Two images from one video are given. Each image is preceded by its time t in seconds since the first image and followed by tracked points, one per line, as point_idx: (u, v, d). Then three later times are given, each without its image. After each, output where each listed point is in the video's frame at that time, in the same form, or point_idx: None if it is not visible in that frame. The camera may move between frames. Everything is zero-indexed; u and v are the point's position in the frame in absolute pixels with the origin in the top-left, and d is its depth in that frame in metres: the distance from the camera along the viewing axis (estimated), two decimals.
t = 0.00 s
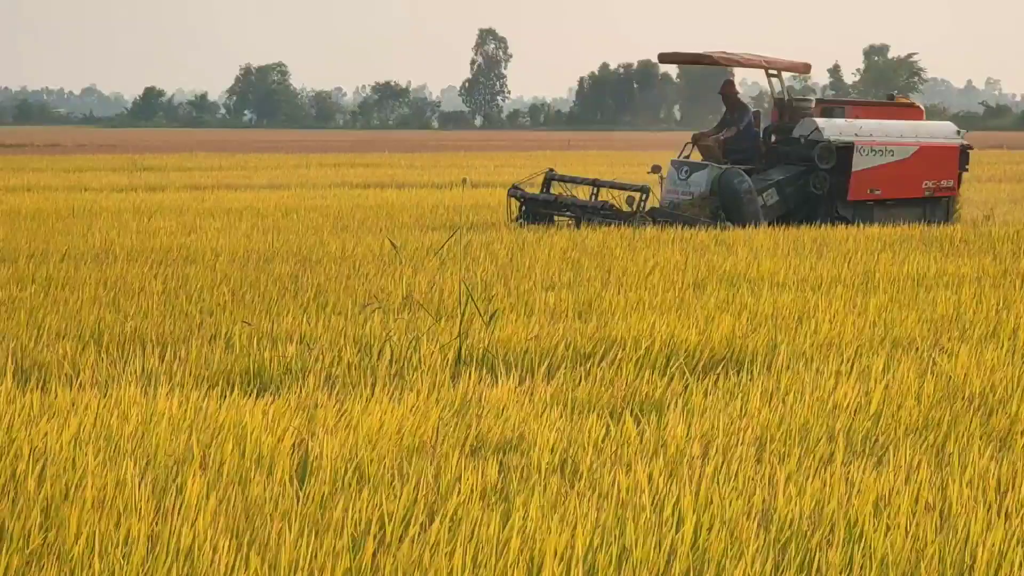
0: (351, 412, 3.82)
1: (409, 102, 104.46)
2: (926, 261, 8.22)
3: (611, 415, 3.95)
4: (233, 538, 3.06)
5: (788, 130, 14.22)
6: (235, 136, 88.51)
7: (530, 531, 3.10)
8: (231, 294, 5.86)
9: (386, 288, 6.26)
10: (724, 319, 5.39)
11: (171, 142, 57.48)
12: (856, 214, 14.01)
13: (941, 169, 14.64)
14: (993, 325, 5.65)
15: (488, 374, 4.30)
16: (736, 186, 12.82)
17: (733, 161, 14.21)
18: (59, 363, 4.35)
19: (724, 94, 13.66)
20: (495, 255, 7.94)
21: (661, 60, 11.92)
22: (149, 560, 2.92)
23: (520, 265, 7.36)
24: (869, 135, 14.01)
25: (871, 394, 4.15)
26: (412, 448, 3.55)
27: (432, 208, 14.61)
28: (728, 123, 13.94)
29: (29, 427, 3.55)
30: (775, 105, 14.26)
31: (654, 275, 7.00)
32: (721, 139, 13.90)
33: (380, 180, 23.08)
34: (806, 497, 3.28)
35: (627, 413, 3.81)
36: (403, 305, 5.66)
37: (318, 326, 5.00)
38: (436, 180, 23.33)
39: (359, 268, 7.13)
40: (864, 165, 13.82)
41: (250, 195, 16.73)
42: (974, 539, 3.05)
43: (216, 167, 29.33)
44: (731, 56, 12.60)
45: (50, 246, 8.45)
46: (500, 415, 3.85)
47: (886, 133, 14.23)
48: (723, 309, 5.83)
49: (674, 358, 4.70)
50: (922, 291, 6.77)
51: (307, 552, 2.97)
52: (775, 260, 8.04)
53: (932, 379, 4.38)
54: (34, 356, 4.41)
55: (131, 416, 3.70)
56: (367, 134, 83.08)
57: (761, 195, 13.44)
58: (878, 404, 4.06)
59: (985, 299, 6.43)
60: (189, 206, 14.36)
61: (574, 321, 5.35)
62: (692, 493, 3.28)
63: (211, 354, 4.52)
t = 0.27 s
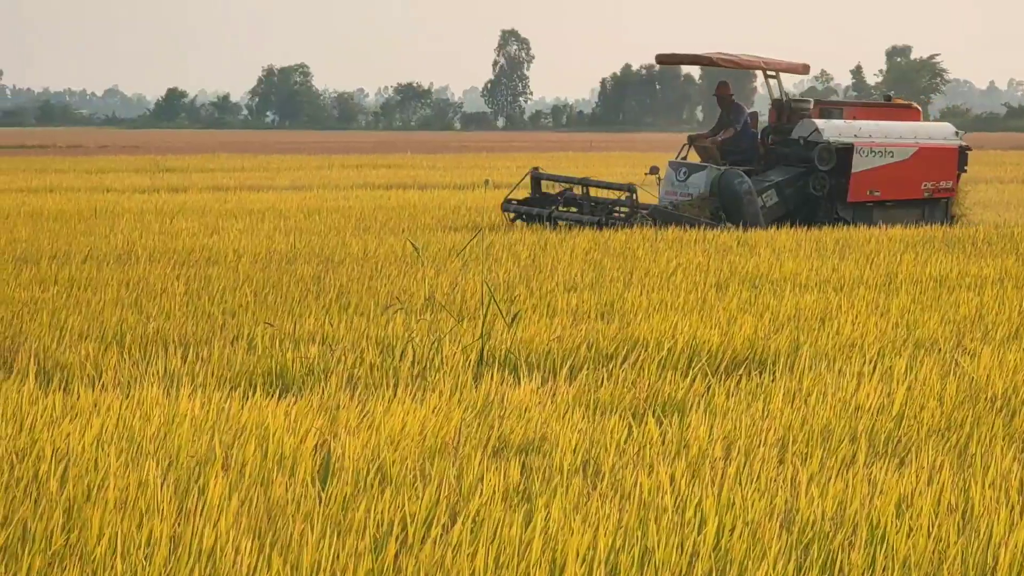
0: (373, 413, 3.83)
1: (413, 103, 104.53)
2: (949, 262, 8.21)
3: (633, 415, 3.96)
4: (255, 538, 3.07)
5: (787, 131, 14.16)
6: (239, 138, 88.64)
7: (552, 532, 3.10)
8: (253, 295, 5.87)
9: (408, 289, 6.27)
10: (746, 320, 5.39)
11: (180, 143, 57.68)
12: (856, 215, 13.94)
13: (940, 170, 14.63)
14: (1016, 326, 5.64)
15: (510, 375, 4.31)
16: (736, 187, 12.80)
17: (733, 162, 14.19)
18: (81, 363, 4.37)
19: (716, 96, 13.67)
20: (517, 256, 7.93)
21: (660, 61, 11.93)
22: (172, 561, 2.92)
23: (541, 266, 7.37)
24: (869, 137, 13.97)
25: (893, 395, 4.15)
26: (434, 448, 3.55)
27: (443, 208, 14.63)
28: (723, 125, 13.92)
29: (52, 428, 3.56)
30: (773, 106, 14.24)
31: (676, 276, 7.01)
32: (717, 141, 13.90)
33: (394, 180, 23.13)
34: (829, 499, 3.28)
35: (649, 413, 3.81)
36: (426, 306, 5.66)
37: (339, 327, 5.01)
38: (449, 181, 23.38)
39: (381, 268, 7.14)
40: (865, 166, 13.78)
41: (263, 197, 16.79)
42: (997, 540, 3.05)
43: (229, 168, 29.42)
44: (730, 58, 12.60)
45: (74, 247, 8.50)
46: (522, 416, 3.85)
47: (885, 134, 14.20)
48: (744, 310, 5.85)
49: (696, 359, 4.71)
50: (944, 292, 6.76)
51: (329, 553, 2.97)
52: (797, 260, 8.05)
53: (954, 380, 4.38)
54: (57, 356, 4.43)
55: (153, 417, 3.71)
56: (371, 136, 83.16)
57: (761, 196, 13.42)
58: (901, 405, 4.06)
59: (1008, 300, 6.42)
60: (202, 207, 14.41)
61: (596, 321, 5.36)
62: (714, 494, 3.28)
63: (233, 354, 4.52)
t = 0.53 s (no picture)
0: (394, 412, 3.83)
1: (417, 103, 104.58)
2: (970, 260, 8.21)
3: (654, 414, 3.96)
4: (277, 537, 3.06)
5: (783, 130, 14.16)
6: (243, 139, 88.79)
7: (573, 530, 3.10)
8: (274, 293, 5.87)
9: (429, 287, 6.28)
10: (767, 318, 5.40)
11: (188, 142, 57.82)
12: (853, 215, 13.97)
13: (936, 170, 14.69)
14: None
15: (531, 373, 4.31)
16: (736, 182, 12.76)
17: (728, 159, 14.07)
18: (102, 361, 4.38)
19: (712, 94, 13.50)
20: (538, 254, 7.92)
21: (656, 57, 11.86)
22: (193, 559, 2.92)
23: (562, 265, 7.36)
24: (866, 136, 14.02)
25: (914, 394, 4.15)
26: (456, 447, 3.55)
27: (452, 207, 14.66)
28: (719, 122, 13.71)
29: (73, 427, 3.57)
30: (768, 105, 14.16)
31: (696, 274, 7.03)
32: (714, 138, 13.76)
33: (407, 179, 23.19)
34: (850, 497, 3.28)
35: (670, 412, 3.81)
36: (447, 305, 5.67)
37: (361, 325, 5.02)
38: (461, 179, 23.42)
39: (403, 267, 7.15)
40: (862, 165, 13.77)
41: (274, 195, 16.84)
42: (1019, 539, 3.05)
43: (241, 166, 29.49)
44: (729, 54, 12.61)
45: (94, 245, 8.52)
46: (544, 414, 3.86)
47: (882, 133, 14.25)
48: (765, 308, 5.87)
49: (717, 357, 4.71)
50: (966, 290, 6.76)
51: (351, 552, 2.98)
52: (818, 259, 8.07)
53: (975, 379, 4.38)
54: (78, 355, 4.44)
55: (175, 415, 3.71)
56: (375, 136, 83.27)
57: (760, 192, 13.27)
58: (922, 404, 4.06)
59: None
60: (215, 205, 14.45)
61: (617, 319, 5.37)
62: (735, 492, 3.28)
63: (255, 353, 4.53)
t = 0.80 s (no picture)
0: (414, 409, 3.83)
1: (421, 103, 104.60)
2: (991, 258, 8.19)
3: (674, 412, 3.96)
4: (296, 535, 3.06)
5: (773, 127, 14.05)
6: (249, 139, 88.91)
7: (592, 529, 3.10)
8: (294, 291, 5.88)
9: (449, 285, 6.28)
10: (787, 317, 5.40)
11: (195, 141, 57.71)
12: (845, 212, 13.89)
13: (929, 169, 14.46)
14: None
15: (552, 371, 4.32)
16: (729, 178, 12.76)
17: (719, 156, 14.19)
18: (122, 359, 4.39)
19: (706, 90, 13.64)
20: (557, 253, 7.91)
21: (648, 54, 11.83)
22: (212, 557, 2.92)
23: (582, 263, 7.35)
24: (859, 133, 13.90)
25: (934, 392, 4.15)
26: (476, 445, 3.55)
27: (462, 206, 14.67)
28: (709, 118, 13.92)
29: (94, 424, 3.58)
30: (759, 103, 14.22)
31: (716, 272, 7.03)
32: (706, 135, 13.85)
33: (420, 177, 23.21)
34: (870, 496, 3.28)
35: (690, 410, 3.81)
36: (466, 303, 5.68)
37: (381, 323, 5.02)
38: (473, 177, 23.44)
39: (423, 265, 7.14)
40: (854, 163, 13.69)
41: (285, 194, 16.87)
42: None
43: (252, 164, 29.53)
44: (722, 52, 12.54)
45: (114, 243, 8.55)
46: (564, 412, 3.86)
47: (874, 130, 14.11)
48: (785, 306, 5.88)
49: (737, 355, 4.72)
50: (986, 288, 6.75)
51: (370, 550, 2.98)
52: (839, 257, 8.08)
53: (997, 377, 4.38)
54: (98, 352, 4.45)
55: (195, 413, 3.72)
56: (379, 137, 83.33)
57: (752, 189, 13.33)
58: (943, 402, 4.06)
59: None
60: (228, 203, 14.48)
61: (637, 317, 5.38)
62: (754, 490, 3.28)
63: (275, 351, 4.53)
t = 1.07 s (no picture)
0: (432, 408, 3.83)
1: (425, 104, 104.66)
2: (1012, 258, 8.17)
3: (692, 411, 3.96)
4: (314, 533, 3.06)
5: (764, 126, 13.87)
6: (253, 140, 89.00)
7: (611, 528, 3.10)
8: (311, 290, 5.88)
9: (466, 285, 6.26)
10: (806, 316, 5.40)
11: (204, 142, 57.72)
12: (835, 210, 13.74)
13: (920, 166, 14.42)
14: None
15: (571, 370, 4.32)
16: (719, 177, 12.59)
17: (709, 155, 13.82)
18: (141, 358, 4.39)
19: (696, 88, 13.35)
20: (577, 253, 7.87)
21: (637, 53, 11.72)
22: (231, 555, 2.93)
23: (600, 263, 7.35)
24: (850, 131, 13.78)
25: (952, 390, 4.16)
26: (494, 443, 3.55)
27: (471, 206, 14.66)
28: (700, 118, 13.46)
29: (112, 423, 3.59)
30: (749, 101, 14.03)
31: (734, 271, 7.02)
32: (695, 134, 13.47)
33: (432, 176, 23.21)
34: (888, 494, 3.28)
35: (709, 409, 3.81)
36: (484, 302, 5.68)
37: (400, 322, 5.01)
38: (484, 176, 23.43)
39: (441, 264, 7.13)
40: (844, 160, 13.53)
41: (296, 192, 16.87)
42: None
43: (263, 164, 29.55)
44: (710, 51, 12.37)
45: (132, 241, 8.58)
46: (582, 411, 3.86)
47: (865, 128, 13.99)
48: (804, 305, 5.90)
49: (756, 354, 4.73)
50: (1006, 288, 6.73)
51: (390, 549, 2.98)
52: (859, 255, 8.09)
53: (1016, 377, 4.38)
54: (116, 351, 4.46)
55: (213, 411, 3.72)
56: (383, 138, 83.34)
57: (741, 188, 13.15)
58: (961, 401, 4.06)
59: None
60: (241, 202, 14.48)
61: (656, 317, 5.38)
62: (772, 489, 3.28)
63: (293, 349, 4.53)
